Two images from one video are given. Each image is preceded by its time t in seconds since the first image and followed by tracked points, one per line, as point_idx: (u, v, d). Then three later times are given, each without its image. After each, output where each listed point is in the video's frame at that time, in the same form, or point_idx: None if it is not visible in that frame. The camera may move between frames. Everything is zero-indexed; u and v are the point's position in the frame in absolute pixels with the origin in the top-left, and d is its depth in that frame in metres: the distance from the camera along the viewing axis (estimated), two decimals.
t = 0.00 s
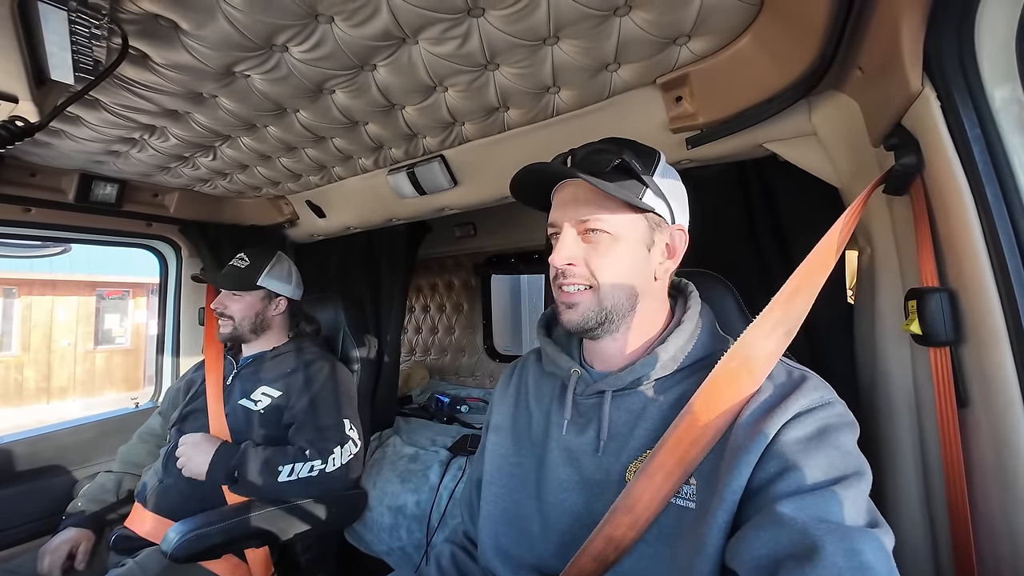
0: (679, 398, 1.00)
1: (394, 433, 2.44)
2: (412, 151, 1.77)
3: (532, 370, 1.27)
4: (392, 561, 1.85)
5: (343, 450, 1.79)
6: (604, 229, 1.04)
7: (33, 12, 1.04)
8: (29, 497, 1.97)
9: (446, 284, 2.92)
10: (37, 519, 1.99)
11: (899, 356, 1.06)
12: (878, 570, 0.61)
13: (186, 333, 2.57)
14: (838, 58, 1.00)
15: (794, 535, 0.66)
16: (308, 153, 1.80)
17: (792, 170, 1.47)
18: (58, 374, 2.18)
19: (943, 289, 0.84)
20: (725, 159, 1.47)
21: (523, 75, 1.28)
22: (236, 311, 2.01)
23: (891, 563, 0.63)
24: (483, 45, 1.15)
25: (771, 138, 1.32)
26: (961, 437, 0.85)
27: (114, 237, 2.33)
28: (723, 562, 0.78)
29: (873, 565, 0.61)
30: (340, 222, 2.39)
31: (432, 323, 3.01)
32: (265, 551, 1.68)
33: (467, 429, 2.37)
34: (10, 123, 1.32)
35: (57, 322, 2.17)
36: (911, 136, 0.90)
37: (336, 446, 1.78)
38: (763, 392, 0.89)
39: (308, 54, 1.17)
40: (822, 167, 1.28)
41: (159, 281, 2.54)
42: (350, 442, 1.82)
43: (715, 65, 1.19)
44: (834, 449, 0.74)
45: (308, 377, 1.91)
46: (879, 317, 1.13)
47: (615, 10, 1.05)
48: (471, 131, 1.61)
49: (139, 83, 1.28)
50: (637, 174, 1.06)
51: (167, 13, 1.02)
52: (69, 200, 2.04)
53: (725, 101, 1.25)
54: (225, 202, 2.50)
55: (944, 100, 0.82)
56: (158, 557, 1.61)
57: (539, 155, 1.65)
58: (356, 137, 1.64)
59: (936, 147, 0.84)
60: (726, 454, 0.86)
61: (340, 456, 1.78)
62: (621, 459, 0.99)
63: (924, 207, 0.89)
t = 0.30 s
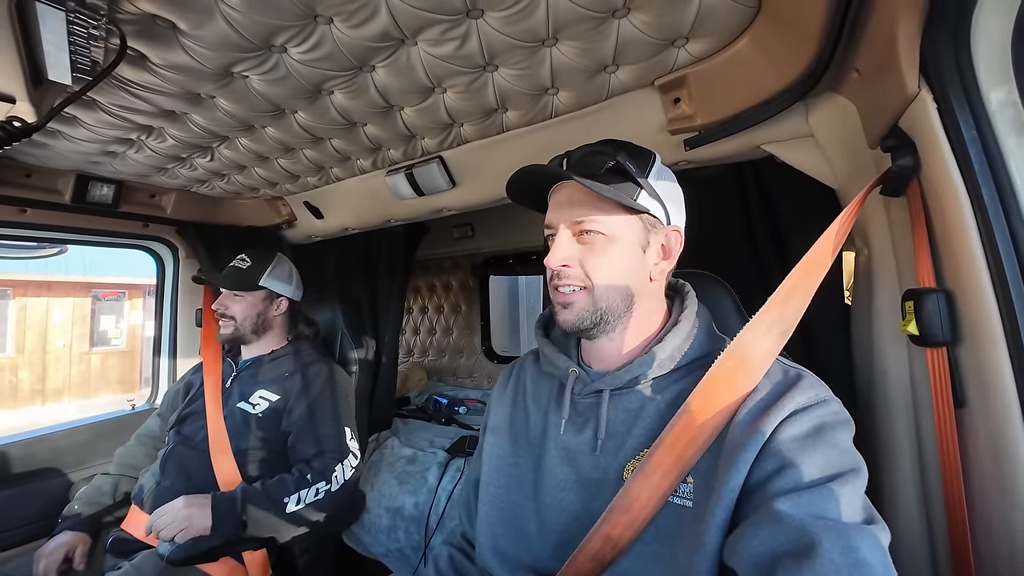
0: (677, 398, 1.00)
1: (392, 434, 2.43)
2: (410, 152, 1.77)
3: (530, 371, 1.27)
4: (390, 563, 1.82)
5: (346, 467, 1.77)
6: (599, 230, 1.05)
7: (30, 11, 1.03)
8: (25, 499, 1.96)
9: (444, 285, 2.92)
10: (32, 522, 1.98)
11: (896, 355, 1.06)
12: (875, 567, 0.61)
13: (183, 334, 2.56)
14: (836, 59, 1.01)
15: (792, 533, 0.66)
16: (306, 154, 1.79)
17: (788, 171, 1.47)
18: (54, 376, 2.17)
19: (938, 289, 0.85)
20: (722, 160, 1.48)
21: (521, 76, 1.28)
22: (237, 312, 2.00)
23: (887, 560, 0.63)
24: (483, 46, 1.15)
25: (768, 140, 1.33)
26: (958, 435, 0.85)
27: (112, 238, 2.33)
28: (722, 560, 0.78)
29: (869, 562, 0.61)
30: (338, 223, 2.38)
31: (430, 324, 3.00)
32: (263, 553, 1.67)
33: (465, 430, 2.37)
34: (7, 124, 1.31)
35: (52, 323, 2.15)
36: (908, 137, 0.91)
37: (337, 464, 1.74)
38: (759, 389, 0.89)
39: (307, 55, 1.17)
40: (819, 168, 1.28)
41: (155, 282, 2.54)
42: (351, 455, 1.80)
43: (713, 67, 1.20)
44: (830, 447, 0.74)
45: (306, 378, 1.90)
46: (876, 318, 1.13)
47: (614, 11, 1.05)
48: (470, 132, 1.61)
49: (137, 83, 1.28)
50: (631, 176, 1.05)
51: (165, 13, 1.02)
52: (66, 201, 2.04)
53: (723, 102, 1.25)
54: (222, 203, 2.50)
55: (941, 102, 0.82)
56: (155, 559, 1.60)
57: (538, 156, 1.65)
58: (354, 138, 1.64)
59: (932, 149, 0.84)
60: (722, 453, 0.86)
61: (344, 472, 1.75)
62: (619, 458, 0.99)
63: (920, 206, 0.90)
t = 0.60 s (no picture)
0: (670, 398, 1.02)
1: (389, 436, 2.43)
2: (408, 154, 1.78)
3: (533, 372, 1.27)
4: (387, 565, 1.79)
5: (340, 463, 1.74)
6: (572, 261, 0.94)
7: (29, 15, 1.04)
8: (21, 501, 1.96)
9: (441, 286, 2.93)
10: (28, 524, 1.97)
11: (888, 356, 1.08)
12: (874, 553, 0.62)
13: (180, 336, 2.55)
14: (828, 63, 1.02)
15: (790, 524, 0.67)
16: (303, 156, 1.80)
17: (782, 175, 1.49)
18: (48, 377, 2.11)
19: (929, 291, 0.86)
20: (717, 162, 1.50)
21: (517, 79, 1.29)
22: (239, 313, 2.02)
23: (886, 547, 0.64)
24: (479, 50, 1.16)
25: (763, 143, 1.35)
26: (947, 433, 0.87)
27: (109, 240, 2.35)
28: (721, 555, 0.79)
29: (868, 548, 0.62)
30: (335, 224, 2.39)
31: (427, 325, 3.01)
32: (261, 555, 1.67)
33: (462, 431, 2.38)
34: (6, 127, 1.31)
35: (46, 325, 2.06)
36: (897, 141, 0.92)
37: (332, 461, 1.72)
38: (754, 384, 0.90)
39: (305, 58, 1.17)
40: (812, 171, 1.30)
41: (152, 283, 2.55)
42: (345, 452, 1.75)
43: (707, 71, 1.21)
44: (824, 439, 0.75)
45: (303, 379, 1.90)
46: (868, 319, 1.14)
47: (609, 16, 1.06)
48: (467, 134, 1.61)
49: (135, 86, 1.28)
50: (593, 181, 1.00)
51: (163, 16, 1.02)
52: (62, 203, 2.03)
53: (717, 106, 1.26)
54: (220, 204, 2.50)
55: (929, 107, 0.83)
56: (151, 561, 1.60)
57: (535, 159, 1.66)
58: (352, 140, 1.65)
59: (921, 153, 0.86)
60: (719, 448, 0.87)
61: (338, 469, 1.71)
62: (620, 456, 1.00)
63: (910, 208, 0.91)
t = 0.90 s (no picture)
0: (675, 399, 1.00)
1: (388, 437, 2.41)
2: (408, 153, 1.76)
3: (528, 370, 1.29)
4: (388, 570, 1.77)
5: (337, 467, 1.70)
6: (529, 302, 0.99)
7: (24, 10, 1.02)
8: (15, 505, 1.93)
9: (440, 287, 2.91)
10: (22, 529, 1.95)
11: (892, 357, 1.07)
12: (873, 561, 0.61)
13: (176, 338, 2.52)
14: (833, 62, 1.01)
15: (789, 534, 0.65)
16: (302, 155, 1.78)
17: (783, 175, 1.48)
18: (41, 380, 2.14)
19: (935, 291, 0.85)
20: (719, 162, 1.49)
21: (520, 79, 1.28)
22: (248, 314, 2.04)
23: (886, 551, 0.63)
24: (481, 49, 1.15)
25: (764, 144, 1.34)
26: (953, 435, 0.85)
27: (104, 240, 2.29)
28: (711, 556, 0.80)
29: (868, 557, 0.61)
30: (333, 225, 2.37)
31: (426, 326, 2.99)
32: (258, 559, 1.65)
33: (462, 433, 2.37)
34: None
35: (39, 326, 2.14)
36: (903, 141, 0.91)
37: (329, 463, 1.70)
38: (746, 383, 0.90)
39: (304, 56, 1.16)
40: (813, 172, 1.30)
41: (147, 285, 2.50)
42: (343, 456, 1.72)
43: (710, 71, 1.20)
44: (817, 439, 0.75)
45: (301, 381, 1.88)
46: (871, 320, 1.14)
47: (613, 15, 1.05)
48: (468, 133, 1.60)
49: (132, 84, 1.26)
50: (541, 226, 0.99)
51: (162, 13, 1.00)
52: (57, 202, 2.00)
53: (720, 107, 1.26)
54: (216, 204, 2.47)
55: (935, 107, 0.82)
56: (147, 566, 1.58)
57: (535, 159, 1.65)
58: (351, 140, 1.63)
59: (928, 152, 0.85)
60: (712, 449, 0.86)
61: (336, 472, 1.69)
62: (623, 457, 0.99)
63: (915, 209, 0.90)
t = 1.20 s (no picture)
0: (673, 397, 1.00)
1: (383, 439, 2.40)
2: (404, 153, 1.75)
3: (528, 379, 1.24)
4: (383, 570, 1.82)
5: (332, 467, 1.76)
6: (543, 254, 1.04)
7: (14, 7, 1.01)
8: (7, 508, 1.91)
9: (436, 288, 2.91)
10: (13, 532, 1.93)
11: (888, 357, 1.07)
12: (883, 561, 0.60)
13: (170, 338, 2.51)
14: (830, 62, 1.01)
15: (798, 532, 0.65)
16: (297, 155, 1.77)
17: (780, 176, 1.47)
18: (35, 381, 2.13)
19: (931, 291, 0.85)
20: (716, 164, 1.49)
21: (518, 78, 1.27)
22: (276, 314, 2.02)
23: (895, 552, 0.62)
24: (478, 48, 1.14)
25: (760, 144, 1.33)
26: (949, 435, 0.85)
27: (98, 241, 2.29)
28: (724, 560, 0.77)
29: (878, 556, 0.60)
30: (330, 225, 2.36)
31: (422, 327, 2.98)
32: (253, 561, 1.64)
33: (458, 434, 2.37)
34: None
35: (32, 327, 2.11)
36: (899, 142, 0.91)
37: (325, 463, 1.74)
38: (753, 384, 0.89)
39: (300, 54, 1.15)
40: (809, 172, 1.29)
41: (141, 285, 2.50)
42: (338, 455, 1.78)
43: (707, 71, 1.20)
44: (827, 440, 0.74)
45: (297, 382, 1.88)
46: (867, 320, 1.14)
47: (610, 15, 1.04)
48: (464, 133, 1.59)
49: (126, 82, 1.25)
50: (555, 198, 1.01)
51: (156, 10, 0.99)
52: (50, 202, 1.98)
53: (717, 107, 1.25)
54: (211, 204, 2.45)
55: (931, 107, 0.82)
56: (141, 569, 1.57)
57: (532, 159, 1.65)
58: (348, 139, 1.62)
59: (924, 152, 0.85)
60: (720, 452, 0.86)
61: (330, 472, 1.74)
62: (621, 457, 0.98)
63: (911, 210, 0.90)
